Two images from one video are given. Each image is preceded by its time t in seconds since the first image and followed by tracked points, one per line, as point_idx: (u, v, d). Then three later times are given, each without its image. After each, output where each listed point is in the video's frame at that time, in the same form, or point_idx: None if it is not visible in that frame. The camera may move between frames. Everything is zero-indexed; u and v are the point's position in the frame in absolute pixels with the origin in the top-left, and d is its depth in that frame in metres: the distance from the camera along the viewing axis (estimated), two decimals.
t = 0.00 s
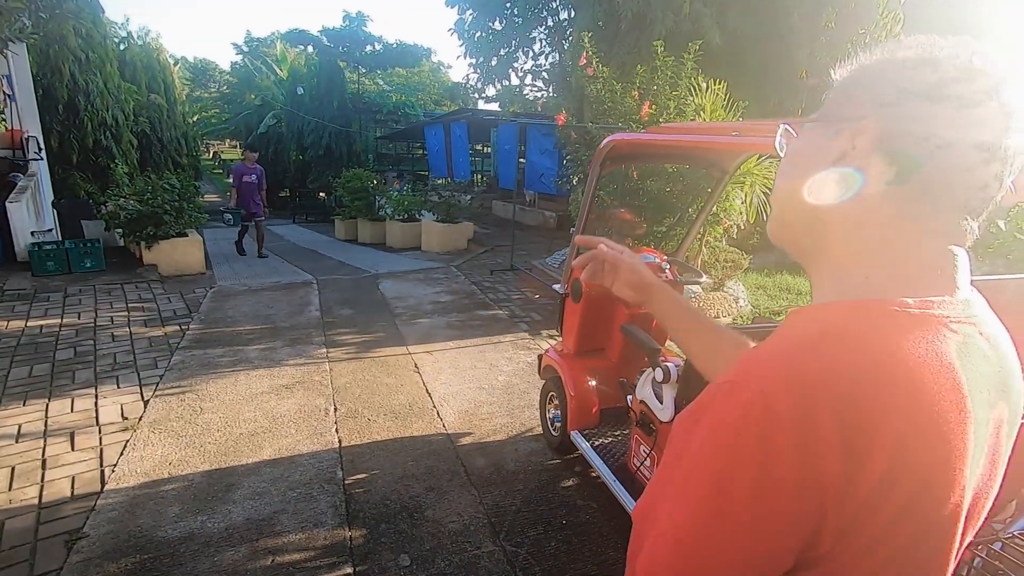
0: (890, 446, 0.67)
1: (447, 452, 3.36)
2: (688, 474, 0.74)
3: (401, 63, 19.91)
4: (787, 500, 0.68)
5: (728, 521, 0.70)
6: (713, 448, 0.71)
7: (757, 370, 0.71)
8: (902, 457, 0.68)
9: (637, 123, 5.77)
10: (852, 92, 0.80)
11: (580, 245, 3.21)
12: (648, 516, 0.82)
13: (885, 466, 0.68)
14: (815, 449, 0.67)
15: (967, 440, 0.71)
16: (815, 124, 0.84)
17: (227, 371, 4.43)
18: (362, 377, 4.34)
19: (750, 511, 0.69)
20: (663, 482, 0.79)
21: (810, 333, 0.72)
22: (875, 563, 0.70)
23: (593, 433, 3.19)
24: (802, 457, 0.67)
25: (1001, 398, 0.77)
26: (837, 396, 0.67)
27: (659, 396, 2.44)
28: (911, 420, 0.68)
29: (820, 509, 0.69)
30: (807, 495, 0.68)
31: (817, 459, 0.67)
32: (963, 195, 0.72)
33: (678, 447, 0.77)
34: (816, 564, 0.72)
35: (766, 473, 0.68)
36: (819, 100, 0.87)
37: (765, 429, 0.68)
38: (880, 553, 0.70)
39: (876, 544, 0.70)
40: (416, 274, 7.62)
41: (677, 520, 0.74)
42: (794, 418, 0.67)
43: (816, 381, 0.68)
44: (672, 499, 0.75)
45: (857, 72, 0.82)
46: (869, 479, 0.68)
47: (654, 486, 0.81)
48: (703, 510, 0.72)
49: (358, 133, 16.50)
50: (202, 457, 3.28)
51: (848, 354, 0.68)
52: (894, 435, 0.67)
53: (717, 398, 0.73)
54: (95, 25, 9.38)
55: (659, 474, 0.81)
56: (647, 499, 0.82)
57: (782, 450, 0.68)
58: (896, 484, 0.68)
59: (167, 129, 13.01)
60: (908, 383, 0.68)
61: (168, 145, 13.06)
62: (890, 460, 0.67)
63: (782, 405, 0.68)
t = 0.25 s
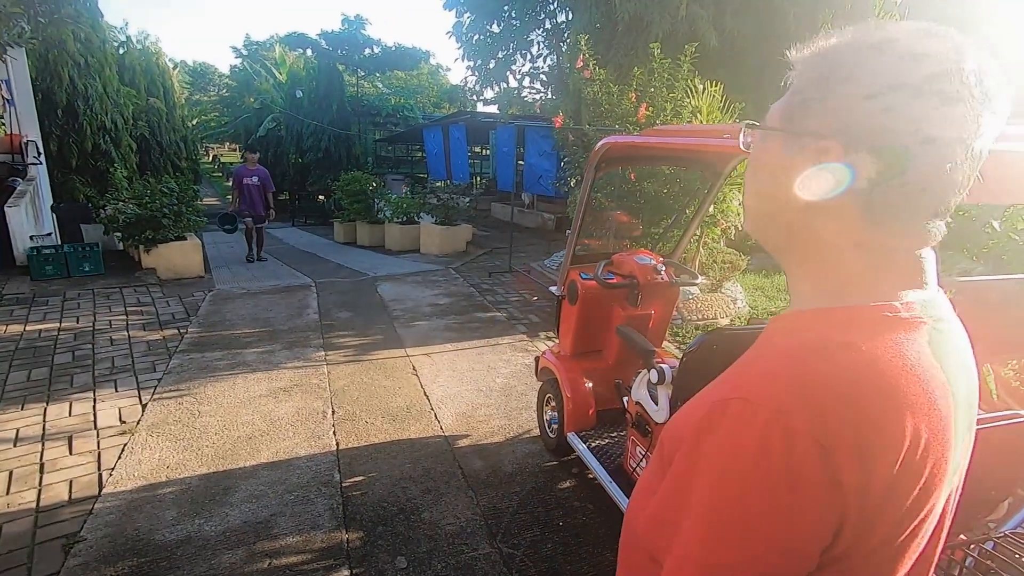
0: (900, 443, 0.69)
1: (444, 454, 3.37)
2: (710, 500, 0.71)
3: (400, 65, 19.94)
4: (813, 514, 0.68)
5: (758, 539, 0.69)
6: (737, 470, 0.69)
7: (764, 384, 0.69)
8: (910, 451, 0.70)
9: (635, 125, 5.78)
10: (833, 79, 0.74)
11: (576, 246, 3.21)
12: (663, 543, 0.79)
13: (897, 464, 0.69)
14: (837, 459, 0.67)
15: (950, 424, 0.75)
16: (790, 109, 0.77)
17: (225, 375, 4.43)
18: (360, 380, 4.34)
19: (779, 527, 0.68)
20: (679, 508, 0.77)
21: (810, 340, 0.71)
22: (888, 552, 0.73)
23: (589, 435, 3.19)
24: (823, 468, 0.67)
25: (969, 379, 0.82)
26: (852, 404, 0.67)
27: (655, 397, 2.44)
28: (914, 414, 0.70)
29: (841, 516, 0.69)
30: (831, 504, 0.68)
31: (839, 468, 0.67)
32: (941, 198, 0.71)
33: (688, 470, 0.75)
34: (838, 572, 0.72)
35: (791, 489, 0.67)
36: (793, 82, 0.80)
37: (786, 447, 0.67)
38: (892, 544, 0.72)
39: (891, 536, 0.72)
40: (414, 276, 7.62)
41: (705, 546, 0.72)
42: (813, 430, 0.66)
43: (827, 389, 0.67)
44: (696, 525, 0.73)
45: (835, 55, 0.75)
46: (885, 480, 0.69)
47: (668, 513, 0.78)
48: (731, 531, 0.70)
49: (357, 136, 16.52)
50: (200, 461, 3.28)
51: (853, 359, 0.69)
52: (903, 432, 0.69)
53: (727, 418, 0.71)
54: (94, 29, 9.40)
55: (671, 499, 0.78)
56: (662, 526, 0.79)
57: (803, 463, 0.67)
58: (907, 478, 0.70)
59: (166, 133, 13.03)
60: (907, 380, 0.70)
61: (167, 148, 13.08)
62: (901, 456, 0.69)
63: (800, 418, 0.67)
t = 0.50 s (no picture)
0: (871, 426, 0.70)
1: (445, 457, 3.37)
2: (691, 494, 0.72)
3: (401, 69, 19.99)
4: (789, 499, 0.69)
5: (737, 530, 0.70)
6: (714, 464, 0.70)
7: (736, 377, 0.71)
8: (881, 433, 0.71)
9: (635, 128, 5.79)
10: (799, 80, 0.76)
11: (575, 249, 3.22)
12: (652, 542, 0.79)
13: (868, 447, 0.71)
14: (809, 446, 0.69)
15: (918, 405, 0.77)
16: (757, 109, 0.79)
17: (227, 379, 4.45)
18: (361, 383, 4.35)
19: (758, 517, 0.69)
20: (664, 505, 0.77)
21: (778, 332, 0.73)
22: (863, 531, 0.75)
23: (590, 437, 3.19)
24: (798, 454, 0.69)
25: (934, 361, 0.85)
26: (821, 391, 0.69)
27: (655, 399, 2.44)
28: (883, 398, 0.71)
29: (817, 500, 0.70)
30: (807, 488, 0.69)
31: (812, 453, 0.69)
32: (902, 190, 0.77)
33: (667, 464, 0.76)
34: (819, 552, 0.74)
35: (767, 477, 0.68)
36: (755, 80, 0.82)
37: (766, 438, 0.68)
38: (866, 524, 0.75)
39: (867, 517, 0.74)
40: (415, 280, 7.64)
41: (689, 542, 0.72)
42: (785, 419, 0.68)
43: (796, 379, 0.69)
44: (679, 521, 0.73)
45: (797, 56, 0.78)
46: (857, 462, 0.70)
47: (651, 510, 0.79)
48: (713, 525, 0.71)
49: (357, 140, 16.56)
50: (201, 464, 3.29)
51: (821, 348, 0.70)
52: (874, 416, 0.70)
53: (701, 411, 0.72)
54: (96, 35, 9.45)
55: (653, 496, 0.78)
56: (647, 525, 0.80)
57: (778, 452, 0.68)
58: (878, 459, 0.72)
59: (168, 137, 13.08)
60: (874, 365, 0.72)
61: (169, 153, 13.12)
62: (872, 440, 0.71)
63: (770, 406, 0.68)
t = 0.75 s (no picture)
0: (799, 428, 0.77)
1: (446, 462, 3.37)
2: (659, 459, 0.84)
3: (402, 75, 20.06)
4: (710, 480, 0.80)
5: (668, 499, 0.83)
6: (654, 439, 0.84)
7: (683, 372, 0.83)
8: (814, 437, 0.77)
9: (635, 132, 5.81)
10: (779, 95, 0.83)
11: (575, 254, 3.23)
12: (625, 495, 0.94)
13: (795, 445, 0.78)
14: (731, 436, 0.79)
15: (881, 418, 0.80)
16: (737, 128, 0.87)
17: (229, 384, 4.45)
18: (362, 389, 4.35)
19: (684, 490, 0.82)
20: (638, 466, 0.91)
21: (730, 334, 0.82)
22: (823, 517, 0.81)
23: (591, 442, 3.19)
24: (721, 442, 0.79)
25: (922, 364, 0.88)
26: (749, 392, 0.78)
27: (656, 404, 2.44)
28: (817, 405, 0.77)
29: (743, 485, 0.80)
30: (730, 473, 0.80)
31: (735, 444, 0.79)
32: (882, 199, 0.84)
33: (633, 439, 0.91)
34: (779, 526, 0.82)
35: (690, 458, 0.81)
36: (734, 99, 0.89)
37: (721, 414, 0.79)
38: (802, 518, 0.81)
39: (800, 512, 0.81)
40: (417, 285, 7.65)
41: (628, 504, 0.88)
42: (712, 411, 0.79)
43: (729, 378, 0.78)
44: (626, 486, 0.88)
45: (776, 73, 0.84)
46: (781, 458, 0.78)
47: (618, 475, 0.95)
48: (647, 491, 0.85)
49: (359, 145, 16.60)
50: (203, 470, 3.30)
51: (760, 351, 0.79)
52: (801, 420, 0.77)
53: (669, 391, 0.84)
54: (99, 43, 9.52)
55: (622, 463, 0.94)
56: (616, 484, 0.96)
57: (701, 437, 0.80)
58: (811, 459, 0.78)
59: (171, 144, 13.13)
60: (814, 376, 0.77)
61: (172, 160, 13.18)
62: (799, 440, 0.78)
63: (698, 399, 0.80)
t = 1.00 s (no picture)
0: (780, 444, 0.77)
1: (449, 468, 3.37)
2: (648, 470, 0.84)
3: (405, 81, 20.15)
4: (689, 494, 0.81)
5: (647, 509, 0.84)
6: (635, 449, 0.85)
7: (667, 384, 0.83)
8: (805, 448, 0.77)
9: (637, 137, 5.82)
10: (774, 109, 0.84)
11: (578, 258, 3.24)
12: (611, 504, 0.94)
13: (777, 461, 0.78)
14: (712, 451, 0.79)
15: (870, 436, 0.80)
16: (734, 143, 0.87)
17: (232, 390, 4.46)
18: (366, 394, 4.36)
19: (663, 501, 0.82)
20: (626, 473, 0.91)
21: (718, 347, 0.82)
22: (810, 527, 0.81)
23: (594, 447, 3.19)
24: (701, 457, 0.79)
25: (923, 377, 0.87)
26: (732, 408, 0.78)
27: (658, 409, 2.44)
28: (800, 423, 0.77)
29: (725, 497, 0.80)
30: (722, 483, 0.80)
31: (726, 452, 0.79)
32: (880, 210, 0.84)
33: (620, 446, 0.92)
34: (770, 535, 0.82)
35: (670, 472, 0.81)
36: (730, 115, 0.90)
37: (709, 424, 0.79)
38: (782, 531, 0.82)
39: (789, 521, 0.81)
40: (420, 290, 7.66)
41: (609, 511, 0.89)
42: (692, 426, 0.79)
43: (712, 393, 0.79)
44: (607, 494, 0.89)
45: (771, 86, 0.85)
46: (762, 473, 0.79)
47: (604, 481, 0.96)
48: (627, 500, 0.86)
49: (362, 151, 16.67)
50: (207, 476, 3.30)
51: (745, 366, 0.79)
52: (792, 432, 0.77)
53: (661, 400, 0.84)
54: (104, 51, 9.59)
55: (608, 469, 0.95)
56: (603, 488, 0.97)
57: (682, 451, 0.80)
58: (792, 475, 0.79)
59: (175, 150, 13.20)
60: (800, 393, 0.77)
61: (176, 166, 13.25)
62: (780, 456, 0.78)
63: (680, 412, 0.80)
